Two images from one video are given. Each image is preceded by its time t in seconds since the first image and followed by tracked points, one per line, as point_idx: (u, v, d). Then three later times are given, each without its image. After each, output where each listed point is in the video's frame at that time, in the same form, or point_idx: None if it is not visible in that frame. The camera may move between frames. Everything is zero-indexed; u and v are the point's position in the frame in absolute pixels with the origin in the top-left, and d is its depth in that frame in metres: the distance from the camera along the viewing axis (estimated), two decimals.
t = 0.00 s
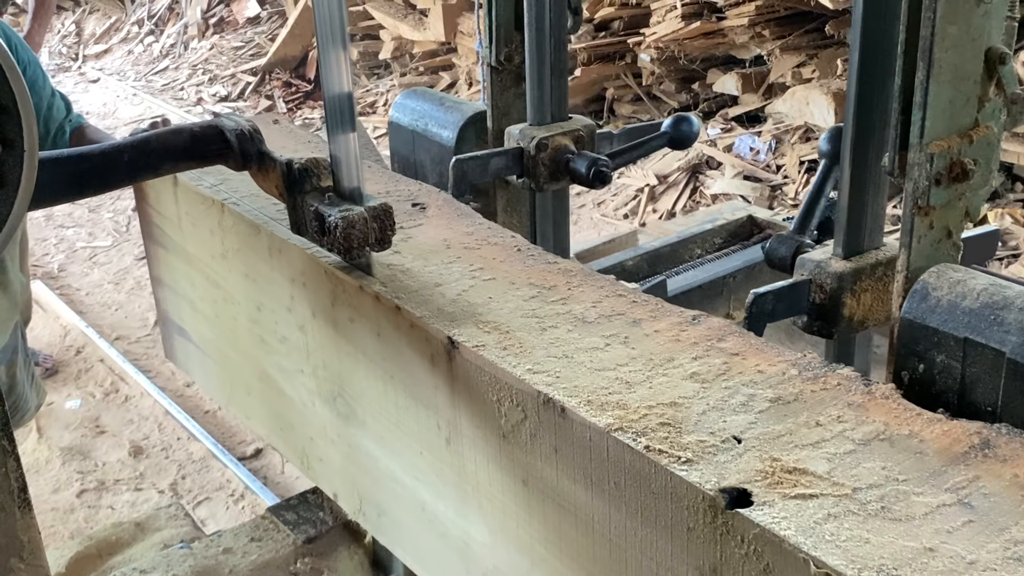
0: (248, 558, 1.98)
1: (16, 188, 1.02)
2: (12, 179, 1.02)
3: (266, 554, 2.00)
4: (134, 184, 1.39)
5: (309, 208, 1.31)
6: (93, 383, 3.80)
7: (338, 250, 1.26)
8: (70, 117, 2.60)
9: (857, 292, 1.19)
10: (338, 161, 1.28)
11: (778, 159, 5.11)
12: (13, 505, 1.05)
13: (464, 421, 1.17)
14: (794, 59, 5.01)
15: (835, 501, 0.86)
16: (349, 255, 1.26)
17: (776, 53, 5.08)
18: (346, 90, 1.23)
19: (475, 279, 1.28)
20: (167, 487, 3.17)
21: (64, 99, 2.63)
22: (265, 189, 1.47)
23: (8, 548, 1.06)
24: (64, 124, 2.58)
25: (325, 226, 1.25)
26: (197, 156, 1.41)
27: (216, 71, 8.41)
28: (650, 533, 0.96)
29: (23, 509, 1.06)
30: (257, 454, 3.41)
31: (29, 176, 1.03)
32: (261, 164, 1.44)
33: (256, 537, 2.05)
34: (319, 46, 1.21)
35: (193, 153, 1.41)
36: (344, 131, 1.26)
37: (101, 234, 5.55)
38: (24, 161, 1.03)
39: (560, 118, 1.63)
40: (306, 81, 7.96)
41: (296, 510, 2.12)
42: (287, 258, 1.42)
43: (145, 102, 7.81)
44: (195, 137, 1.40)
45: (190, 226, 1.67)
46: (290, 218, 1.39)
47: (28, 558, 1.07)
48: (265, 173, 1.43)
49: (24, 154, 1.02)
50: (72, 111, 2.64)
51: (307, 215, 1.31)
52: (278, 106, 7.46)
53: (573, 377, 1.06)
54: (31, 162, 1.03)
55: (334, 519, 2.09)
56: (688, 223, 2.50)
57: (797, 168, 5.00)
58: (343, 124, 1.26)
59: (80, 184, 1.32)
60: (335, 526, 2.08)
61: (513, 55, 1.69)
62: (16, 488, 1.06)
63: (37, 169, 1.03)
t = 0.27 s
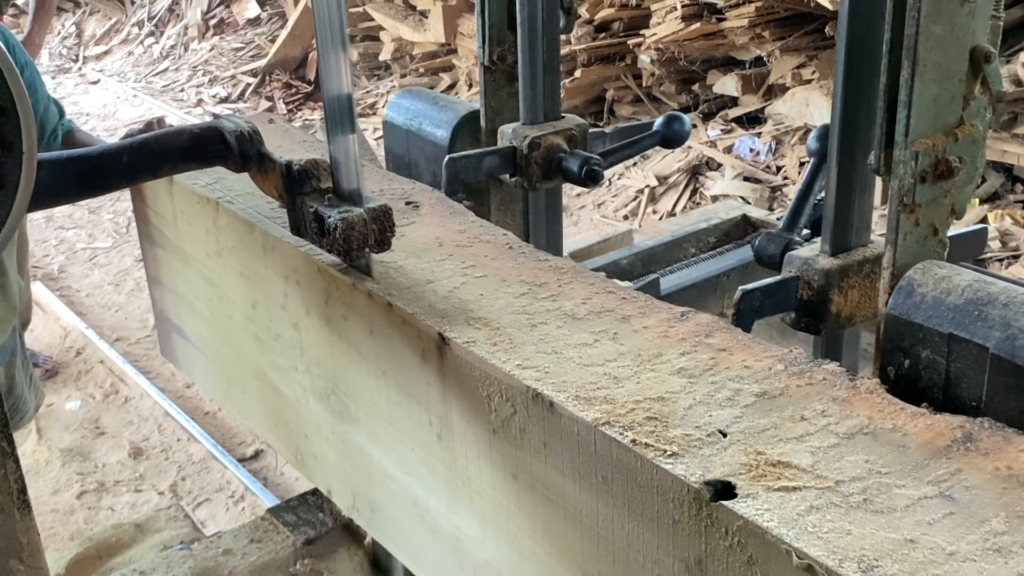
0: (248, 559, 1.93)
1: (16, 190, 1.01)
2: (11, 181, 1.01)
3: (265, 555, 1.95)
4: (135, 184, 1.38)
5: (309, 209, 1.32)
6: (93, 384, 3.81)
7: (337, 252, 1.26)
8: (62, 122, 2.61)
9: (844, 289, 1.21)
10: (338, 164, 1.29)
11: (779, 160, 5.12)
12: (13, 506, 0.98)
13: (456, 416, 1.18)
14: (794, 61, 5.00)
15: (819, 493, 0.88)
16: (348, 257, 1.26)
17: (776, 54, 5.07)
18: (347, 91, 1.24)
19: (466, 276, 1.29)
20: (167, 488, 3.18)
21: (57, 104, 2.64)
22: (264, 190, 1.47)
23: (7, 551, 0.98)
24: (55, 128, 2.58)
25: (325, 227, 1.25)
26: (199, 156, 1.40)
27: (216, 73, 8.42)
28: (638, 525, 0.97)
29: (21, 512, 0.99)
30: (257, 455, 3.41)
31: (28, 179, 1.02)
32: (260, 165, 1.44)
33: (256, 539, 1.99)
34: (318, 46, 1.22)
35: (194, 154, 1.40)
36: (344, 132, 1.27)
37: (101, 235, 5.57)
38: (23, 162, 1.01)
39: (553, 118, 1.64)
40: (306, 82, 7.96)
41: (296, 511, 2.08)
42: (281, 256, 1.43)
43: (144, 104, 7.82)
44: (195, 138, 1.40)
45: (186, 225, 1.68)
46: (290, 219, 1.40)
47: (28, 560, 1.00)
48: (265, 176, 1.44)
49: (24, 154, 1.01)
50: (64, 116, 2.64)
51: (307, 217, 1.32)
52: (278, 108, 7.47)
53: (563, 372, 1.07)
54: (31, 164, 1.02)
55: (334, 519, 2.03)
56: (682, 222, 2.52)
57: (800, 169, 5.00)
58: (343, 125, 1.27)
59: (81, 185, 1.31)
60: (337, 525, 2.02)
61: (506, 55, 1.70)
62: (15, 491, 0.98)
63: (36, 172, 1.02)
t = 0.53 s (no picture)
0: (246, 560, 1.93)
1: (14, 191, 1.04)
2: (9, 182, 1.04)
3: (264, 557, 1.95)
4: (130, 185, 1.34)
5: (306, 209, 1.33)
6: (93, 385, 3.82)
7: (334, 253, 1.26)
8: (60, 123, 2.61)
9: (829, 285, 1.22)
10: (337, 165, 1.30)
11: (778, 161, 5.11)
12: (12, 508, 1.02)
13: (444, 412, 1.19)
14: (794, 61, 5.01)
15: (800, 485, 0.89)
16: (347, 258, 1.26)
17: (776, 55, 5.09)
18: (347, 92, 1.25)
19: (457, 273, 1.31)
20: (166, 489, 3.19)
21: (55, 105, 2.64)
22: (263, 190, 1.44)
23: (6, 552, 1.02)
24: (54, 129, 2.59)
25: (324, 227, 1.25)
26: (197, 158, 1.36)
27: (215, 74, 8.43)
28: (623, 518, 0.99)
29: (21, 514, 1.03)
30: (256, 456, 3.42)
31: (26, 180, 1.05)
32: (260, 167, 1.40)
33: (255, 540, 2.00)
34: (318, 48, 1.23)
35: (193, 157, 1.36)
36: (342, 134, 1.28)
37: (101, 237, 5.58)
38: (22, 163, 1.05)
39: (545, 117, 1.65)
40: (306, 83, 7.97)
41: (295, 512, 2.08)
42: (273, 254, 1.44)
43: (144, 105, 7.83)
44: (193, 140, 1.36)
45: (180, 223, 1.69)
46: (288, 223, 1.39)
47: (26, 563, 1.04)
48: (264, 177, 1.40)
49: (22, 156, 1.04)
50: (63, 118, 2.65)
51: (304, 217, 1.33)
52: (279, 109, 7.48)
53: (551, 367, 1.08)
54: (28, 165, 1.05)
55: (333, 521, 2.03)
56: (676, 221, 2.53)
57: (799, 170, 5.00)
58: (342, 127, 1.28)
59: (73, 188, 1.27)
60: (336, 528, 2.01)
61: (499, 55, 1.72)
62: (14, 493, 1.02)
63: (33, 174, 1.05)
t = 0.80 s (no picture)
0: (246, 561, 1.94)
1: (12, 192, 1.04)
2: (8, 183, 1.04)
3: (263, 558, 1.95)
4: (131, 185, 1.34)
5: (307, 212, 1.33)
6: (93, 386, 3.83)
7: (334, 254, 1.26)
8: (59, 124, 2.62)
9: (815, 281, 1.24)
10: (336, 165, 1.31)
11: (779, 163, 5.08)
12: (10, 509, 1.00)
13: (434, 406, 1.20)
14: (793, 62, 5.02)
15: (780, 476, 0.90)
16: (345, 259, 1.26)
17: (776, 56, 5.10)
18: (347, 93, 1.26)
19: (448, 268, 1.32)
20: (166, 490, 3.20)
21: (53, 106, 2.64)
22: (263, 191, 1.44)
23: (5, 554, 1.01)
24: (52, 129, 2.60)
25: (324, 229, 1.25)
26: (196, 158, 1.37)
27: (215, 75, 8.44)
28: (608, 509, 1.00)
29: (20, 515, 1.01)
30: (256, 458, 3.42)
31: (24, 181, 1.05)
32: (258, 168, 1.41)
33: (254, 541, 2.00)
34: (317, 49, 1.23)
35: (191, 158, 1.37)
36: (342, 135, 1.29)
37: (101, 238, 5.59)
38: (19, 164, 1.04)
39: (536, 115, 1.67)
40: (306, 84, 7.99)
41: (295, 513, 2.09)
42: (266, 251, 1.45)
43: (144, 106, 7.84)
44: (192, 141, 1.37)
45: (175, 221, 1.70)
46: (287, 222, 1.40)
47: (24, 563, 1.02)
48: (263, 180, 1.41)
49: (19, 157, 1.04)
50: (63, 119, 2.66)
51: (305, 220, 1.33)
52: (279, 110, 7.49)
53: (538, 361, 1.10)
54: (26, 167, 1.04)
55: (333, 521, 2.03)
56: (670, 219, 2.54)
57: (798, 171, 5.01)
58: (342, 127, 1.29)
59: (78, 187, 1.27)
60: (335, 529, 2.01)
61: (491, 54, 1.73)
62: (12, 495, 1.00)
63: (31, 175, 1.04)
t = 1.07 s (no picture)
0: (246, 563, 1.94)
1: (10, 192, 1.05)
2: (7, 183, 1.04)
3: (263, 559, 1.96)
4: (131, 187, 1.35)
5: (304, 212, 1.32)
6: (93, 387, 3.84)
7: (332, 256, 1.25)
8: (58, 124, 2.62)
9: (800, 276, 1.25)
10: (333, 166, 1.30)
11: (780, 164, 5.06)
12: (9, 510, 1.02)
13: (423, 400, 1.22)
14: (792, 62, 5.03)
15: (762, 467, 0.92)
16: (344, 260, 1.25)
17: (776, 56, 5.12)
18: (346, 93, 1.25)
19: (438, 265, 1.34)
20: (166, 491, 3.20)
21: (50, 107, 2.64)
22: (261, 194, 1.45)
23: (4, 555, 1.02)
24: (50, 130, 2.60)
25: (322, 230, 1.24)
26: (196, 161, 1.38)
27: (215, 76, 8.45)
28: (594, 500, 1.01)
29: (19, 517, 1.03)
30: (256, 458, 3.43)
31: (23, 182, 1.05)
32: (257, 169, 1.41)
33: (254, 542, 2.01)
34: (315, 48, 1.23)
35: (190, 158, 1.38)
36: (340, 135, 1.29)
37: (101, 239, 5.60)
38: (17, 165, 1.04)
39: (527, 113, 1.68)
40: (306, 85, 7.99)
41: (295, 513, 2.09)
42: (259, 249, 1.46)
43: (143, 107, 7.85)
44: (191, 143, 1.38)
45: (169, 219, 1.72)
46: (285, 223, 1.40)
47: (23, 564, 1.04)
48: (263, 181, 1.42)
49: (18, 158, 1.04)
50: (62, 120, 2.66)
51: (302, 220, 1.33)
52: (278, 111, 7.50)
53: (526, 356, 1.11)
54: (25, 168, 1.04)
55: (333, 522, 2.04)
56: (664, 217, 2.55)
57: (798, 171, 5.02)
58: (339, 128, 1.28)
59: (75, 188, 1.29)
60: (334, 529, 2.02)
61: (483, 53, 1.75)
62: (12, 496, 1.02)
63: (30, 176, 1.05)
